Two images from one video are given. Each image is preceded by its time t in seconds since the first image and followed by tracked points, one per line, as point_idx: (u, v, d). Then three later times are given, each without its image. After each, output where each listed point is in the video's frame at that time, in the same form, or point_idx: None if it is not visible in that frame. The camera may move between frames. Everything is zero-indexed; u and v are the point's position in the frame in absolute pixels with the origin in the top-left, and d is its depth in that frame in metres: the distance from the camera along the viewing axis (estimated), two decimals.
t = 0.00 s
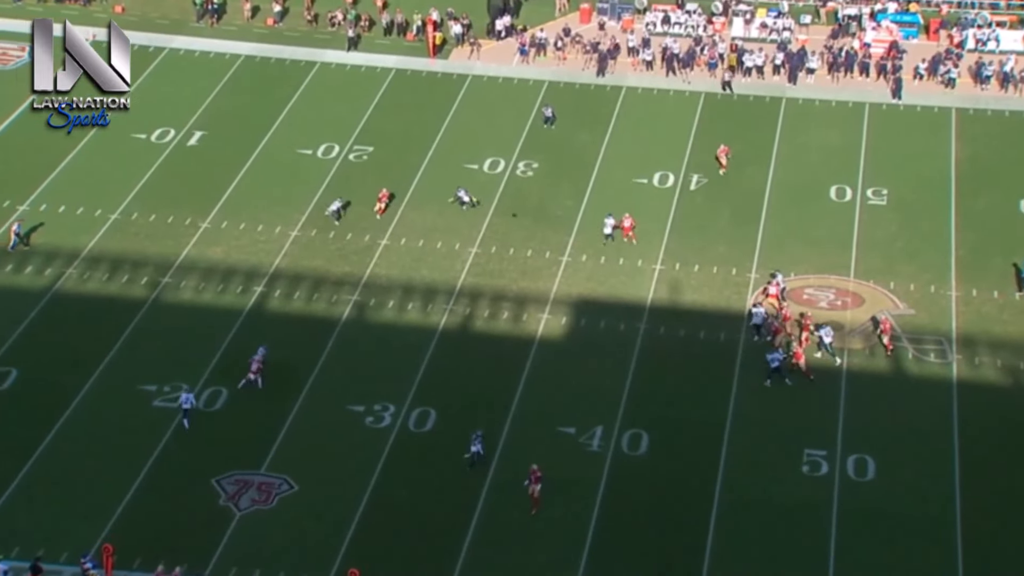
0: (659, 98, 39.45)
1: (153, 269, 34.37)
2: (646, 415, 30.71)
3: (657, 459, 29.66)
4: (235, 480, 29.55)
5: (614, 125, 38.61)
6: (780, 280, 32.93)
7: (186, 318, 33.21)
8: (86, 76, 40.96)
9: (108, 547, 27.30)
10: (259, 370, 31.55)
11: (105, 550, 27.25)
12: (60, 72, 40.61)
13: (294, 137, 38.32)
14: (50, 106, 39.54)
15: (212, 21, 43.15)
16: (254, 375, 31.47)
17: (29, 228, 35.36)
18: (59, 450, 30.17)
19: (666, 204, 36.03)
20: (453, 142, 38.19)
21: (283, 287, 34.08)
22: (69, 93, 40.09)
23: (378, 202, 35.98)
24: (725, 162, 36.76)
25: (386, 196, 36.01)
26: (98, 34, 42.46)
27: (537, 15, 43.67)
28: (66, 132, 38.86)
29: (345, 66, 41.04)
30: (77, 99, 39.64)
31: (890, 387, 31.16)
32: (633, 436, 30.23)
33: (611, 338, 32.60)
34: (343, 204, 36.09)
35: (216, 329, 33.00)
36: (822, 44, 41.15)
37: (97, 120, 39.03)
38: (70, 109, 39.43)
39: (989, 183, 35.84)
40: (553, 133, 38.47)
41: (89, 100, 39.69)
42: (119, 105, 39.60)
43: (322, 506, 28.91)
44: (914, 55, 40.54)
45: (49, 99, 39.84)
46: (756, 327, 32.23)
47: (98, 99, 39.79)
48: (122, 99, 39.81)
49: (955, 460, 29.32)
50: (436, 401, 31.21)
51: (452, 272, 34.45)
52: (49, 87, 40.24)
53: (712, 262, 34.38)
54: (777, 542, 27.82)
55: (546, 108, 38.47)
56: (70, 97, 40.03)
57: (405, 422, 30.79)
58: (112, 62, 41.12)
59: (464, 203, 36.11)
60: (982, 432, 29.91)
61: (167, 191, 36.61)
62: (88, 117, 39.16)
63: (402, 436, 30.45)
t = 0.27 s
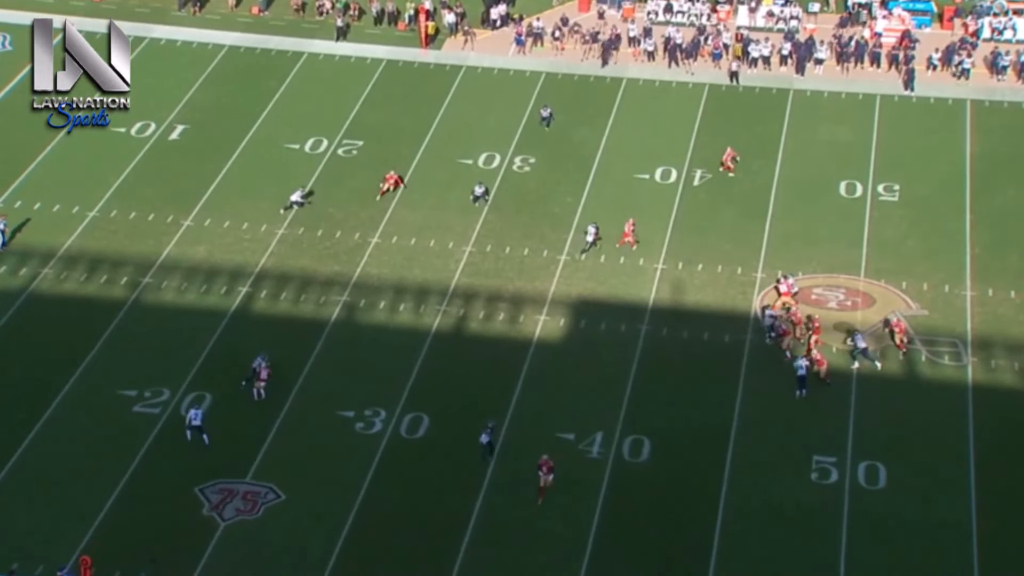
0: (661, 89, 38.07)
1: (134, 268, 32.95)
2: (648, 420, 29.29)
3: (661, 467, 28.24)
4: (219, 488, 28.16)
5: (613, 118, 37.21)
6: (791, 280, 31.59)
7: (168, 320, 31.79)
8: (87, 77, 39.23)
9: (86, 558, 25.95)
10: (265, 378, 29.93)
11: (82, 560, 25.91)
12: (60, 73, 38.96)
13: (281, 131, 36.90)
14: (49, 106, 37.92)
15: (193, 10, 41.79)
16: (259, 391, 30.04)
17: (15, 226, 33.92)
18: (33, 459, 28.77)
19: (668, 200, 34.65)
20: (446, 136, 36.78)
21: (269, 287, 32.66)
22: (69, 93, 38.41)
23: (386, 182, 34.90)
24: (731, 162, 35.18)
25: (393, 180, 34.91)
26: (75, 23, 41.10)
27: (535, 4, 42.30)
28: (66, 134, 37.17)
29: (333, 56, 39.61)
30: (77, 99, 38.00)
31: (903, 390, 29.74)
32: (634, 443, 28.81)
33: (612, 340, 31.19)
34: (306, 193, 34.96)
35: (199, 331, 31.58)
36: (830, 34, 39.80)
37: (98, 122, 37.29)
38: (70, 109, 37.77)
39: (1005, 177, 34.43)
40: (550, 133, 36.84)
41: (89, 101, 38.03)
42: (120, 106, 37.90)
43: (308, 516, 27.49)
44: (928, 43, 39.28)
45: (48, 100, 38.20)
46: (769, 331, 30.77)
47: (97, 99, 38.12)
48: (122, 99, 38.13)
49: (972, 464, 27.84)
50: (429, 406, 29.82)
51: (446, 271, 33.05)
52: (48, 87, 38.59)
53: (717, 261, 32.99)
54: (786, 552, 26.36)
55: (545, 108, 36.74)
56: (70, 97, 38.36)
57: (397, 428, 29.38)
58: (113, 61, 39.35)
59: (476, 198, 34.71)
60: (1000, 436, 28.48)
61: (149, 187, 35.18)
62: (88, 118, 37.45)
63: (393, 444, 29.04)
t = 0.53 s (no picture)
0: (665, 81, 36.83)
1: (117, 267, 31.68)
2: (652, 426, 28.09)
3: (666, 475, 27.09)
4: (207, 497, 27.01)
5: (616, 111, 35.94)
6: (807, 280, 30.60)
7: (152, 320, 30.54)
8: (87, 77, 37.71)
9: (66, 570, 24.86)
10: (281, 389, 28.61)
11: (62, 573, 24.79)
12: (59, 73, 37.49)
13: (271, 124, 35.64)
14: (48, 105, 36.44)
15: None
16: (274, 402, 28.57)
17: (4, 223, 32.63)
18: (11, 466, 27.57)
19: (673, 196, 33.40)
20: (442, 129, 35.53)
21: (258, 287, 31.38)
22: (68, 93, 36.96)
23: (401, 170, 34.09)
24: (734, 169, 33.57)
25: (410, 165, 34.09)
26: (56, 12, 39.83)
27: None
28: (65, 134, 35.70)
29: (325, 46, 38.34)
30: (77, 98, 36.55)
31: (918, 395, 28.54)
32: (638, 449, 27.67)
33: (615, 341, 29.93)
34: (278, 181, 33.82)
35: (186, 333, 30.33)
36: (841, 23, 38.51)
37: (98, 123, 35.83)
38: (70, 109, 36.31)
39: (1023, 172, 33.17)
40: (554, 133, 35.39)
41: (89, 100, 36.58)
42: (120, 106, 36.44)
43: (298, 526, 26.35)
44: (943, 33, 37.99)
45: (47, 99, 36.73)
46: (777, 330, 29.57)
47: (96, 98, 36.67)
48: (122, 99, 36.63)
49: (990, 475, 26.76)
50: (425, 410, 28.58)
51: (442, 270, 31.79)
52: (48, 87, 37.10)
53: (723, 259, 31.72)
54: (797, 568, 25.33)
55: (549, 107, 35.33)
56: (69, 96, 36.91)
57: (391, 433, 28.16)
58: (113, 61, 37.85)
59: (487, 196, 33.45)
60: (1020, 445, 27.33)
61: (133, 183, 33.93)
62: (88, 118, 35.99)
63: (387, 450, 27.81)
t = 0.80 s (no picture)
0: (668, 72, 35.60)
1: (99, 266, 30.45)
2: (656, 431, 26.85)
3: (671, 483, 25.87)
4: (191, 505, 25.80)
5: (618, 104, 34.71)
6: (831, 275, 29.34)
7: (135, 321, 29.32)
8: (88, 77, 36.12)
9: None
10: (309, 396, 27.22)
11: None
12: (59, 72, 35.98)
13: (259, 117, 34.42)
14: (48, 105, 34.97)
15: None
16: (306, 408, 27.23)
17: None
18: None
19: (677, 192, 32.18)
20: (436, 122, 34.32)
21: (245, 287, 30.16)
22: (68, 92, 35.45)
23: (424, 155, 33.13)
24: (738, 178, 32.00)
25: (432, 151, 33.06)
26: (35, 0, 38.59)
27: None
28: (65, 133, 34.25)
29: (316, 36, 37.10)
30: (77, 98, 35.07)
31: (934, 399, 27.34)
32: (641, 454, 26.42)
33: (617, 343, 28.70)
34: (259, 170, 32.74)
35: (171, 334, 29.10)
36: (852, 11, 37.26)
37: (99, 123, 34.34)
38: (70, 109, 34.86)
39: None
40: (557, 136, 33.86)
41: (89, 100, 35.09)
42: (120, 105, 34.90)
43: (287, 536, 25.15)
44: (959, 21, 36.75)
45: (47, 98, 35.24)
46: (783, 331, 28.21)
47: (96, 97, 35.16)
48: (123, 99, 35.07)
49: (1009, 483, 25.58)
50: (420, 414, 27.35)
51: (437, 269, 30.57)
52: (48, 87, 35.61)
53: (730, 257, 30.51)
54: None
55: (553, 107, 33.70)
56: (70, 96, 35.41)
57: (385, 437, 26.94)
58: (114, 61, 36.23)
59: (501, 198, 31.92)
60: None
61: (116, 178, 32.70)
62: (88, 118, 34.51)
63: (379, 456, 26.58)
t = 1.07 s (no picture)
0: (663, 60, 34.17)
1: (63, 265, 28.89)
2: (651, 438, 25.38)
3: (666, 492, 24.38)
4: (163, 517, 24.30)
5: (609, 95, 33.25)
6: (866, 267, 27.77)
7: (100, 324, 27.78)
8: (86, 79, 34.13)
9: None
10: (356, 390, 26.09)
11: None
12: (58, 73, 34.05)
13: (233, 108, 32.89)
14: (49, 105, 33.06)
15: None
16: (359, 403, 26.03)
17: None
18: None
19: (671, 186, 30.74)
20: (418, 114, 32.82)
21: (218, 288, 28.64)
22: (69, 94, 33.51)
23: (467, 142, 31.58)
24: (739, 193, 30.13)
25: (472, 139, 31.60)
26: None
27: None
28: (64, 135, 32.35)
29: (292, 24, 35.57)
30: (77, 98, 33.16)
31: (944, 402, 25.91)
32: (634, 462, 24.91)
33: (609, 344, 27.24)
34: (245, 156, 31.33)
35: (141, 337, 27.60)
36: None
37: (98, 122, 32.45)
38: (70, 109, 32.98)
39: None
40: (558, 143, 31.97)
41: (88, 101, 33.19)
42: (118, 105, 33.06)
43: (258, 551, 23.63)
44: (966, 7, 35.35)
45: (47, 99, 33.36)
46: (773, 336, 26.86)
47: (95, 98, 33.32)
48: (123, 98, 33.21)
49: None
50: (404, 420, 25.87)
51: (420, 268, 29.08)
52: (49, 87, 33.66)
53: (727, 255, 29.09)
54: None
55: (557, 113, 31.64)
56: (70, 97, 33.45)
57: (365, 445, 25.43)
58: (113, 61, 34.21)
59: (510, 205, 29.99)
60: None
61: (82, 173, 31.16)
62: (88, 118, 32.66)
63: (358, 465, 25.08)
